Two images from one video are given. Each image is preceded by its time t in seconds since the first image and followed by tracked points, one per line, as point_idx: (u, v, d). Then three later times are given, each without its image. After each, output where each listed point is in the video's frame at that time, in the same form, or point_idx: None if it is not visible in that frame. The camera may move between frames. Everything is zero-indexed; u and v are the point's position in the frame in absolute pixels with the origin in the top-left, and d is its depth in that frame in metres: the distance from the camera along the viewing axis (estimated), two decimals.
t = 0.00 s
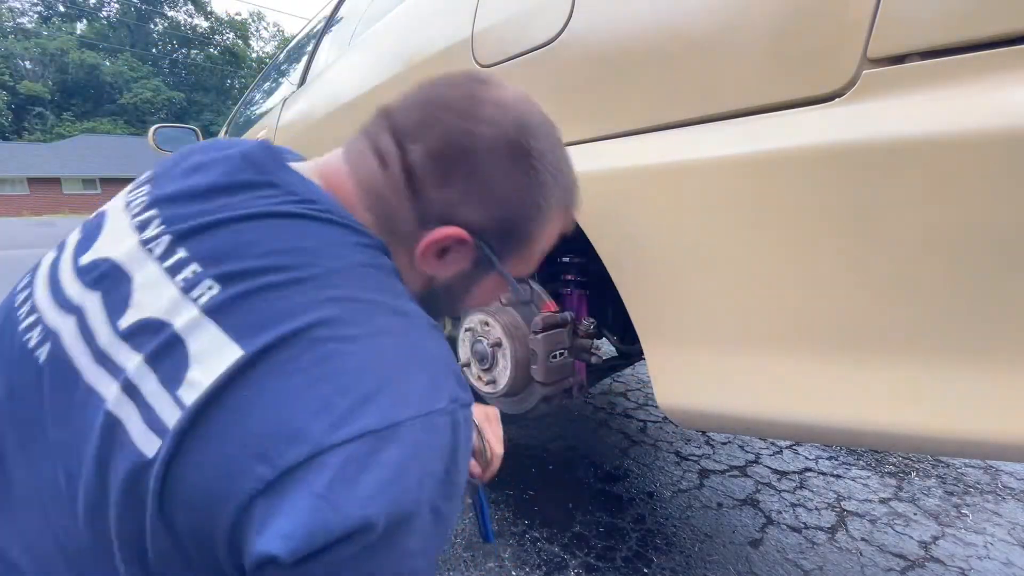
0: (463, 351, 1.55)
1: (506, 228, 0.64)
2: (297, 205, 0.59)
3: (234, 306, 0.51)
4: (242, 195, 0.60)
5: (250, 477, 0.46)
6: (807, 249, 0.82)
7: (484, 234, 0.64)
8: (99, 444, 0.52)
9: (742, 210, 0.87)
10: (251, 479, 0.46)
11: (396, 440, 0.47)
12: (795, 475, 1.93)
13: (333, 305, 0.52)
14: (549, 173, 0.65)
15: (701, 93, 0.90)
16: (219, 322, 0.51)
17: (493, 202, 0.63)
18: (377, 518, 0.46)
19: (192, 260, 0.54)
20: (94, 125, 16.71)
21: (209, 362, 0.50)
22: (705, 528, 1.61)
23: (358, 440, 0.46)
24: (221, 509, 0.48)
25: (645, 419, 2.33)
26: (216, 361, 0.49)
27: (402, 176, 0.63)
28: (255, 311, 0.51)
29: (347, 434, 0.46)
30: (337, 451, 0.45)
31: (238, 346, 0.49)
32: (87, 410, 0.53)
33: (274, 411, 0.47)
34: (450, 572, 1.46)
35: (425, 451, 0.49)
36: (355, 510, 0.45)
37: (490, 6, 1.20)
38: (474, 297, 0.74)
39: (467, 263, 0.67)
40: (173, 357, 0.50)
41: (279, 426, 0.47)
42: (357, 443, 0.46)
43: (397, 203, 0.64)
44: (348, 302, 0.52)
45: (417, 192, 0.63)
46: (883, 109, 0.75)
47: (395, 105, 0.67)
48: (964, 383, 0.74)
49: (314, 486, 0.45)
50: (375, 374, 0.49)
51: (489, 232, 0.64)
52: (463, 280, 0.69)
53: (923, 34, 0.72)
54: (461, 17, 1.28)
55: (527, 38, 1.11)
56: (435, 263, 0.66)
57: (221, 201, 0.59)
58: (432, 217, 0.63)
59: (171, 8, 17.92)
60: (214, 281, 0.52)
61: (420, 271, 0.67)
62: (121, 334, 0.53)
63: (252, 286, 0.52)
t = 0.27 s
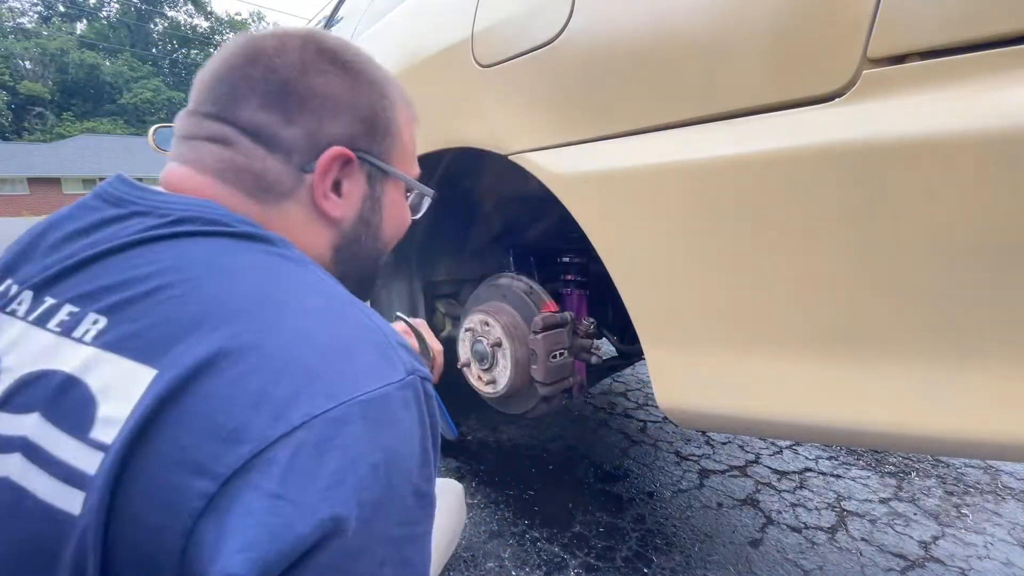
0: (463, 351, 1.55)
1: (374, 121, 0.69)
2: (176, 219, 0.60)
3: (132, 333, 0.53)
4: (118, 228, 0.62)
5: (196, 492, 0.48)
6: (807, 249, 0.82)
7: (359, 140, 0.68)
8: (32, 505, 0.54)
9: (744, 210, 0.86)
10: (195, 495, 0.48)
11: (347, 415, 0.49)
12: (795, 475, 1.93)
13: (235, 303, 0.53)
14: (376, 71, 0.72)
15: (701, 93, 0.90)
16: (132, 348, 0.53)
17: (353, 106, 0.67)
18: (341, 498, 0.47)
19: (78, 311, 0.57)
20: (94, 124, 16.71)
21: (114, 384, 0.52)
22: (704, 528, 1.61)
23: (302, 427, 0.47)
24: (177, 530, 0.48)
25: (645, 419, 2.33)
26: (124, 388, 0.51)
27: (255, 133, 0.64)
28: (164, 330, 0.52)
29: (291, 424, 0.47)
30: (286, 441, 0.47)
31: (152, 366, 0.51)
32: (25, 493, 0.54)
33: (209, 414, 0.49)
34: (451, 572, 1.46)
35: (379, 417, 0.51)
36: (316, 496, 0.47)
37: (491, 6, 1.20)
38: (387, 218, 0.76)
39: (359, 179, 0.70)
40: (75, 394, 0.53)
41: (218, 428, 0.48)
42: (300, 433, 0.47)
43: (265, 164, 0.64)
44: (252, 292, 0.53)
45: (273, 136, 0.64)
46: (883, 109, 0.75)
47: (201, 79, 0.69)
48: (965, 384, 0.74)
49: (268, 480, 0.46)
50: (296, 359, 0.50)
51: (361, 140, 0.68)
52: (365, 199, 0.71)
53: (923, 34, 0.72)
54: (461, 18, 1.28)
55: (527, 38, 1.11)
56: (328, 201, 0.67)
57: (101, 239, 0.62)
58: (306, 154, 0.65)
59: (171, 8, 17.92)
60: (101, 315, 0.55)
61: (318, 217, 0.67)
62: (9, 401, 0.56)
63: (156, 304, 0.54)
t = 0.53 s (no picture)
0: (463, 351, 1.55)
1: (369, 156, 0.69)
2: (150, 256, 0.58)
3: (114, 392, 0.51)
4: (81, 274, 0.60)
5: (214, 552, 0.48)
6: (807, 250, 0.82)
7: (354, 175, 0.68)
8: (11, 555, 0.54)
9: (744, 209, 0.86)
10: (214, 555, 0.48)
11: (357, 446, 0.49)
12: (795, 475, 1.93)
13: (220, 349, 0.52)
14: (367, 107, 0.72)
15: (701, 93, 0.90)
16: (117, 409, 0.51)
17: (349, 140, 0.67)
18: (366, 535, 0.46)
19: (44, 373, 0.54)
20: (93, 124, 16.70)
21: (100, 449, 0.50)
22: (704, 528, 1.61)
23: (312, 468, 0.47)
24: None
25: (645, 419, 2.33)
26: (112, 459, 0.50)
27: (249, 162, 0.62)
28: (149, 385, 0.51)
29: (301, 467, 0.47)
30: (297, 487, 0.47)
31: (143, 430, 0.50)
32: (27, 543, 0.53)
33: (213, 467, 0.48)
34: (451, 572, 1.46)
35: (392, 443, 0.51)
36: (336, 537, 0.45)
37: (490, 6, 1.20)
38: (375, 254, 0.75)
39: (352, 212, 0.69)
40: (54, 467, 0.52)
41: (223, 482, 0.48)
42: (309, 476, 0.47)
43: (260, 195, 0.62)
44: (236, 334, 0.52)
45: (268, 166, 0.62)
46: (883, 109, 0.75)
47: (183, 105, 0.67)
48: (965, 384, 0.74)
49: (287, 529, 0.46)
50: (292, 397, 0.49)
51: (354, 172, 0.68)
52: (355, 233, 0.70)
53: (923, 34, 0.72)
54: (461, 18, 1.28)
55: (527, 38, 1.11)
56: (325, 229, 0.66)
57: (63, 284, 0.59)
58: (302, 184, 0.64)
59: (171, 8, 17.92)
60: (73, 376, 0.53)
61: (312, 249, 0.66)
62: None
63: (138, 355, 0.52)
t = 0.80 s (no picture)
0: (463, 351, 1.55)
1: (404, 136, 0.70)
2: (202, 231, 0.56)
3: (181, 376, 0.52)
4: (126, 241, 0.57)
5: (286, 538, 0.49)
6: (808, 250, 0.82)
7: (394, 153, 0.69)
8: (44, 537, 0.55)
9: (743, 209, 0.86)
10: (288, 542, 0.49)
11: (417, 438, 0.50)
12: (795, 475, 1.93)
13: (281, 336, 0.52)
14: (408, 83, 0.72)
15: (701, 94, 0.90)
16: (186, 395, 0.51)
17: (394, 117, 0.67)
18: (430, 521, 0.49)
19: (102, 352, 0.54)
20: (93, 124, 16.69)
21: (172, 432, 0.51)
22: (705, 528, 1.61)
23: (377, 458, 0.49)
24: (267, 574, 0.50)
25: (645, 419, 2.33)
26: (183, 445, 0.50)
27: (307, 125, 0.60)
28: (215, 374, 0.51)
29: (369, 458, 0.48)
30: (366, 476, 0.48)
31: (213, 418, 0.50)
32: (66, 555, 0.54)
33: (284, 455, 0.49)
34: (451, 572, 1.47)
35: (444, 438, 0.53)
36: (406, 525, 0.48)
37: (490, 6, 1.21)
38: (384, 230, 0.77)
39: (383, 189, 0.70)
40: (118, 449, 0.52)
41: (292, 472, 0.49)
42: (377, 464, 0.48)
43: (313, 162, 0.61)
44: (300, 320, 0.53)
45: (323, 132, 0.61)
46: (883, 109, 0.75)
47: (224, 48, 0.62)
48: (965, 385, 0.74)
49: (359, 516, 0.48)
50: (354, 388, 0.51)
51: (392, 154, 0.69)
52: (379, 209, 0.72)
53: (924, 33, 0.72)
54: (461, 18, 1.28)
55: (527, 38, 1.11)
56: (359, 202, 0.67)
57: (108, 254, 0.57)
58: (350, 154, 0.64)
59: (171, 8, 17.93)
60: (135, 358, 0.53)
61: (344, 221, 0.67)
62: (22, 464, 0.54)
63: (201, 342, 0.52)
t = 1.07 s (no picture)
0: (463, 351, 1.55)
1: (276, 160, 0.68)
2: (77, 290, 0.54)
3: (80, 441, 0.50)
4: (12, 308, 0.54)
5: (237, 552, 0.50)
6: (807, 250, 0.82)
7: (259, 181, 0.67)
8: None
9: (744, 209, 0.86)
10: (239, 552, 0.50)
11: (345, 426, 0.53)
12: (795, 475, 1.93)
13: (184, 362, 0.52)
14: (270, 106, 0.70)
15: (700, 94, 0.90)
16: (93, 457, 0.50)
17: (253, 143, 0.66)
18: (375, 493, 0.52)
19: None
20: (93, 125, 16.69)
21: (82, 489, 0.50)
22: (705, 528, 1.61)
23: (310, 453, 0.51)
24: None
25: (645, 419, 2.33)
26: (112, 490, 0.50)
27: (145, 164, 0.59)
28: (119, 427, 0.50)
29: (301, 455, 0.50)
30: (302, 470, 0.50)
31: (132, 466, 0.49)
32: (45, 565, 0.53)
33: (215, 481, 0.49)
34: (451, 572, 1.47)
35: (369, 421, 0.56)
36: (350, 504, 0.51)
37: (490, 6, 1.21)
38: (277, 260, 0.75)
39: (255, 217, 0.68)
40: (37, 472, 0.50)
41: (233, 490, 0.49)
42: (311, 457, 0.51)
43: (153, 198, 0.60)
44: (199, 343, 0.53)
45: (159, 167, 0.59)
46: (883, 109, 0.75)
47: (81, 96, 0.61)
48: (965, 384, 0.74)
49: (303, 511, 0.50)
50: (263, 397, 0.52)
51: (260, 180, 0.67)
52: (257, 238, 0.69)
53: (924, 33, 0.72)
54: (461, 18, 1.28)
55: (527, 38, 1.11)
56: (224, 232, 0.64)
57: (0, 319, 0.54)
58: (198, 185, 0.61)
59: (171, 8, 17.93)
60: (38, 427, 0.50)
61: (209, 257, 0.64)
62: None
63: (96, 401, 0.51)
